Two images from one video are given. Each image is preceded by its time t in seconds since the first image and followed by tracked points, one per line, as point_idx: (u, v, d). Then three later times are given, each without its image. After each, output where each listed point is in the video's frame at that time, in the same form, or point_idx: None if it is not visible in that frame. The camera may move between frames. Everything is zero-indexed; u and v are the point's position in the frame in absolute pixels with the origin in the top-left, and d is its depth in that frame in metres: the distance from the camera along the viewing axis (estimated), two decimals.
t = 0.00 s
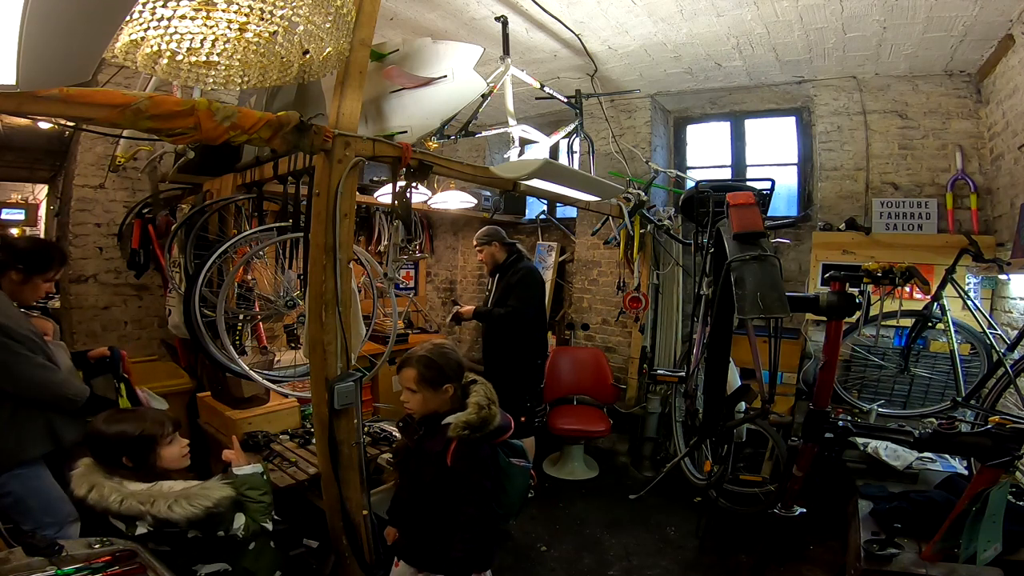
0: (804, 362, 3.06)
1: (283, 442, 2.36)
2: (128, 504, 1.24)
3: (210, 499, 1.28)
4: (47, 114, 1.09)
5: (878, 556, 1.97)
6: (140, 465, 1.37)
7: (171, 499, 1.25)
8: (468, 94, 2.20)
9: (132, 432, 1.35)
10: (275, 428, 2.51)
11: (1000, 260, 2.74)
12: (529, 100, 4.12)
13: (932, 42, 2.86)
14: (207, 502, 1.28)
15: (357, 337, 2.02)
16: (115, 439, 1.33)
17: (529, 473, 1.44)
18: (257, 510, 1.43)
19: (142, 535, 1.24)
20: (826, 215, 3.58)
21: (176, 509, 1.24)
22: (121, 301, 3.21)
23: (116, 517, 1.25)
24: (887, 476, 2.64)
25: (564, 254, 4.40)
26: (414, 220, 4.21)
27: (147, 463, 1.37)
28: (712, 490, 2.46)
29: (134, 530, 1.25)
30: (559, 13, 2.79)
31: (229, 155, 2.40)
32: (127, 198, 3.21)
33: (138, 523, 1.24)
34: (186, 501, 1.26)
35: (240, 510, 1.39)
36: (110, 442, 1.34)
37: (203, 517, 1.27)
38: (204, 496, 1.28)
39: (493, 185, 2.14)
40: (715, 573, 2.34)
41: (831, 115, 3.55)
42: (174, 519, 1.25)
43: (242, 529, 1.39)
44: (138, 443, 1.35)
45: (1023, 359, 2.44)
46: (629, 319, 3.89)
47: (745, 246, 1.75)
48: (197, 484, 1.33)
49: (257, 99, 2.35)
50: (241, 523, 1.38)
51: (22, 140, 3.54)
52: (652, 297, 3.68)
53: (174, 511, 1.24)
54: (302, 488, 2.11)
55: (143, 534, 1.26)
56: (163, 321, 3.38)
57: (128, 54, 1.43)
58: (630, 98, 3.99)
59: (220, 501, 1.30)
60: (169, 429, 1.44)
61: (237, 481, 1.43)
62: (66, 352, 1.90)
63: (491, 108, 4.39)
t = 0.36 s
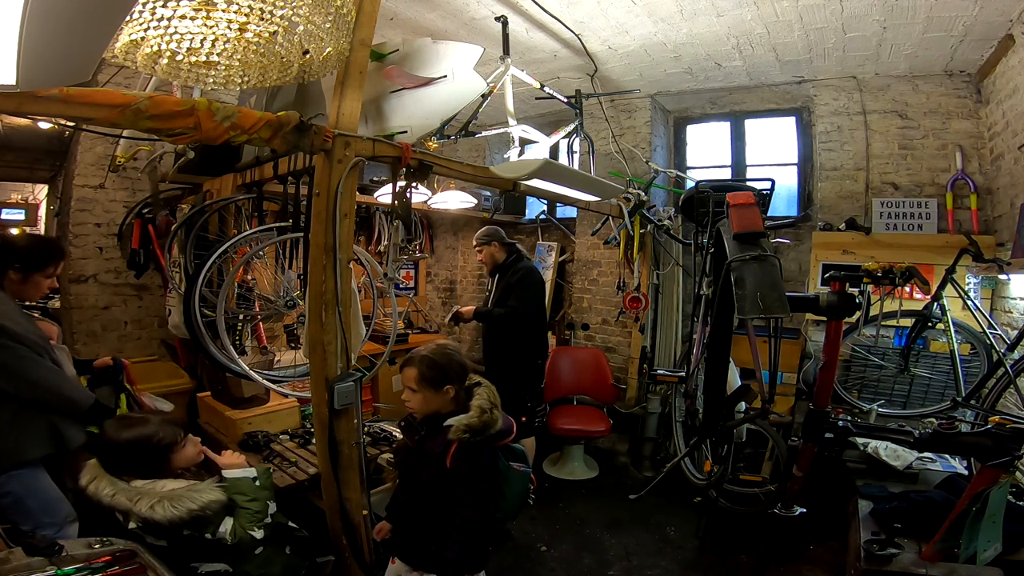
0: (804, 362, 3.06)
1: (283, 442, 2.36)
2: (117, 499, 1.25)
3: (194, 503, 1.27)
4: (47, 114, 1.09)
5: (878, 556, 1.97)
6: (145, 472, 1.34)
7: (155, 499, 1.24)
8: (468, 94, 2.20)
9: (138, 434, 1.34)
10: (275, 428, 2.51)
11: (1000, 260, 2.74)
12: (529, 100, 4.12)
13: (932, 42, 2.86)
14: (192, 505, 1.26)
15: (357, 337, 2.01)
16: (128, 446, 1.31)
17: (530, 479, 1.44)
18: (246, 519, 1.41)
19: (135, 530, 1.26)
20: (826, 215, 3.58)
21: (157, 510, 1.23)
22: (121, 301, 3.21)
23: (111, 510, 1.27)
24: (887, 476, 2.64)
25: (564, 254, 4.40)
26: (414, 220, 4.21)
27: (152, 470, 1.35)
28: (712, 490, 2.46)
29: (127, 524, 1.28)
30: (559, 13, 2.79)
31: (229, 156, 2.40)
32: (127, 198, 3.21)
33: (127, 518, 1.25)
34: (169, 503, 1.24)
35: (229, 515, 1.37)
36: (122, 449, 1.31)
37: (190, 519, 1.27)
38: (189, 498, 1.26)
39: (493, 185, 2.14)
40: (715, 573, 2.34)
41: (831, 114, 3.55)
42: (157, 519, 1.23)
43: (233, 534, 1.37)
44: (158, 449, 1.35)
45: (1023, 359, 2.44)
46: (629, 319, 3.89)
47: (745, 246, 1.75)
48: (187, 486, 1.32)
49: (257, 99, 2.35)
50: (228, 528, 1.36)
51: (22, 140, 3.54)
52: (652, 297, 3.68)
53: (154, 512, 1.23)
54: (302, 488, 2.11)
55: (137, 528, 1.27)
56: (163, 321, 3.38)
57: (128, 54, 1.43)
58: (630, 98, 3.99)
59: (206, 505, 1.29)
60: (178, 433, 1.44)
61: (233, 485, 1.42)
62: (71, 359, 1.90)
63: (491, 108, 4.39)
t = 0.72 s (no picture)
0: (804, 362, 3.06)
1: (283, 442, 2.36)
2: (123, 498, 1.23)
3: (203, 497, 1.27)
4: (47, 114, 1.08)
5: (878, 556, 1.97)
6: (150, 471, 1.33)
7: (163, 495, 1.23)
8: (468, 94, 2.20)
9: (141, 435, 1.33)
10: (275, 428, 2.51)
11: (1000, 260, 2.74)
12: (529, 100, 4.12)
13: (932, 42, 2.86)
14: (201, 500, 1.26)
15: (357, 337, 2.01)
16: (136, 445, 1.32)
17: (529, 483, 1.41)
18: (250, 514, 1.42)
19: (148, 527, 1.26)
20: (826, 215, 3.58)
21: (168, 506, 1.22)
22: (121, 301, 3.21)
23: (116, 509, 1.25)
24: (887, 476, 2.64)
25: (564, 254, 4.40)
26: (414, 220, 4.21)
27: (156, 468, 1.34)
28: (712, 490, 2.46)
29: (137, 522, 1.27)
30: (559, 13, 2.79)
31: (229, 155, 2.40)
32: (127, 198, 3.21)
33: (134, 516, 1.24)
34: (179, 499, 1.24)
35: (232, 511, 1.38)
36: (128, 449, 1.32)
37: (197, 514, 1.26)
38: (198, 493, 1.26)
39: (493, 185, 2.14)
40: (715, 573, 2.34)
41: (831, 114, 3.55)
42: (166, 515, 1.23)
43: (237, 530, 1.38)
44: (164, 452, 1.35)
45: (1023, 359, 2.44)
46: (629, 319, 3.89)
47: (745, 246, 1.75)
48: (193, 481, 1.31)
49: (257, 99, 2.35)
50: (233, 523, 1.36)
51: (22, 140, 3.54)
52: (652, 297, 3.68)
53: (165, 508, 1.22)
54: (302, 488, 2.11)
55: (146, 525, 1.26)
56: (163, 321, 3.38)
57: (128, 54, 1.43)
58: (630, 98, 3.99)
59: (215, 499, 1.29)
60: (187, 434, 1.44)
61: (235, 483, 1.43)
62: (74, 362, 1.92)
63: (491, 108, 4.39)
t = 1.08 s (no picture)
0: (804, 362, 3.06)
1: (283, 442, 2.36)
2: (120, 494, 1.25)
3: (198, 495, 1.25)
4: (46, 114, 1.08)
5: (878, 556, 1.97)
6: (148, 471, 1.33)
7: (159, 494, 1.23)
8: (468, 94, 2.20)
9: (140, 434, 1.33)
10: (275, 428, 2.51)
11: (1000, 260, 2.74)
12: (529, 100, 4.12)
13: (932, 42, 2.86)
14: (195, 498, 1.25)
15: (357, 337, 2.01)
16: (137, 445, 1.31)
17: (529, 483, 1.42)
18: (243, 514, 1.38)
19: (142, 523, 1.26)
20: (826, 215, 3.58)
21: (163, 504, 1.22)
22: (121, 301, 3.21)
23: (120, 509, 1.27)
24: (887, 476, 2.64)
25: (564, 254, 4.40)
26: (414, 220, 4.21)
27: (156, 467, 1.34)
28: (712, 490, 2.46)
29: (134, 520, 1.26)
30: (559, 13, 2.79)
31: (229, 156, 2.40)
32: (127, 198, 3.21)
33: (132, 513, 1.25)
34: (173, 497, 1.23)
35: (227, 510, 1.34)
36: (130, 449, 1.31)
37: (191, 513, 1.25)
38: (192, 492, 1.25)
39: (493, 185, 2.14)
40: (715, 573, 2.34)
41: (831, 114, 3.55)
42: (161, 513, 1.23)
43: (231, 530, 1.33)
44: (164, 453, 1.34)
45: None
46: (629, 319, 3.89)
47: (745, 246, 1.75)
48: (191, 480, 1.31)
49: (257, 99, 2.35)
50: (226, 522, 1.32)
51: (22, 140, 3.54)
52: (652, 297, 3.67)
53: (160, 506, 1.22)
54: (302, 488, 2.11)
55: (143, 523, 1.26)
56: (163, 321, 3.38)
57: (128, 54, 1.43)
58: (630, 98, 3.99)
59: (210, 498, 1.26)
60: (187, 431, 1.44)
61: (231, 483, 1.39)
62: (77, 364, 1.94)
63: (491, 108, 4.39)
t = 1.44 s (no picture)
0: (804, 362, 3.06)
1: (283, 442, 2.36)
2: (111, 484, 1.22)
3: (192, 486, 1.25)
4: (46, 114, 1.08)
5: (878, 556, 1.97)
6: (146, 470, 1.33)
7: (154, 482, 1.22)
8: (468, 94, 2.20)
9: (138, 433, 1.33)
10: (275, 428, 2.51)
11: (1000, 260, 2.74)
12: (529, 100, 4.12)
13: (932, 42, 2.86)
14: (189, 488, 1.24)
15: (357, 337, 2.01)
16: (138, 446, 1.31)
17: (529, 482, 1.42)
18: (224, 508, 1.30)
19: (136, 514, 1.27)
20: (826, 215, 3.58)
21: (157, 492, 1.21)
22: (121, 301, 3.21)
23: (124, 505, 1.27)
24: (887, 476, 2.64)
25: (564, 254, 4.39)
26: (414, 220, 4.21)
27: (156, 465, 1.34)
28: (712, 490, 2.46)
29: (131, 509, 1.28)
30: (559, 13, 2.79)
31: (229, 155, 2.40)
32: (127, 198, 3.21)
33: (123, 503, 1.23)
34: (169, 485, 1.23)
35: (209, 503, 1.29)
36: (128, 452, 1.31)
37: (184, 504, 1.24)
38: (188, 481, 1.25)
39: (493, 185, 2.14)
40: (715, 573, 2.34)
41: (831, 114, 3.55)
42: (155, 503, 1.21)
43: (206, 526, 1.27)
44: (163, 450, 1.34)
45: (1023, 359, 2.44)
46: (629, 319, 3.89)
47: (745, 246, 1.75)
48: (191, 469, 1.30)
49: (257, 99, 2.36)
50: (204, 515, 1.28)
51: (22, 140, 3.54)
52: (652, 297, 3.67)
53: (154, 494, 1.21)
54: (302, 488, 2.10)
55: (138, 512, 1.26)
56: (163, 321, 3.37)
57: (128, 54, 1.43)
58: (630, 98, 3.99)
59: (204, 489, 1.27)
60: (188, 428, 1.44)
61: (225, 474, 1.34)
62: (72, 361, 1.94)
63: (491, 108, 4.39)
